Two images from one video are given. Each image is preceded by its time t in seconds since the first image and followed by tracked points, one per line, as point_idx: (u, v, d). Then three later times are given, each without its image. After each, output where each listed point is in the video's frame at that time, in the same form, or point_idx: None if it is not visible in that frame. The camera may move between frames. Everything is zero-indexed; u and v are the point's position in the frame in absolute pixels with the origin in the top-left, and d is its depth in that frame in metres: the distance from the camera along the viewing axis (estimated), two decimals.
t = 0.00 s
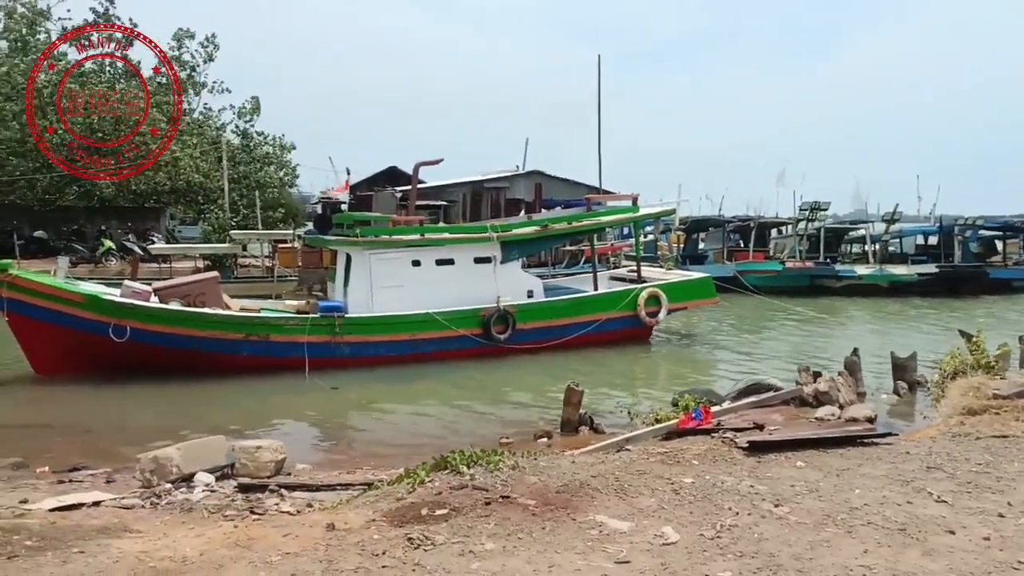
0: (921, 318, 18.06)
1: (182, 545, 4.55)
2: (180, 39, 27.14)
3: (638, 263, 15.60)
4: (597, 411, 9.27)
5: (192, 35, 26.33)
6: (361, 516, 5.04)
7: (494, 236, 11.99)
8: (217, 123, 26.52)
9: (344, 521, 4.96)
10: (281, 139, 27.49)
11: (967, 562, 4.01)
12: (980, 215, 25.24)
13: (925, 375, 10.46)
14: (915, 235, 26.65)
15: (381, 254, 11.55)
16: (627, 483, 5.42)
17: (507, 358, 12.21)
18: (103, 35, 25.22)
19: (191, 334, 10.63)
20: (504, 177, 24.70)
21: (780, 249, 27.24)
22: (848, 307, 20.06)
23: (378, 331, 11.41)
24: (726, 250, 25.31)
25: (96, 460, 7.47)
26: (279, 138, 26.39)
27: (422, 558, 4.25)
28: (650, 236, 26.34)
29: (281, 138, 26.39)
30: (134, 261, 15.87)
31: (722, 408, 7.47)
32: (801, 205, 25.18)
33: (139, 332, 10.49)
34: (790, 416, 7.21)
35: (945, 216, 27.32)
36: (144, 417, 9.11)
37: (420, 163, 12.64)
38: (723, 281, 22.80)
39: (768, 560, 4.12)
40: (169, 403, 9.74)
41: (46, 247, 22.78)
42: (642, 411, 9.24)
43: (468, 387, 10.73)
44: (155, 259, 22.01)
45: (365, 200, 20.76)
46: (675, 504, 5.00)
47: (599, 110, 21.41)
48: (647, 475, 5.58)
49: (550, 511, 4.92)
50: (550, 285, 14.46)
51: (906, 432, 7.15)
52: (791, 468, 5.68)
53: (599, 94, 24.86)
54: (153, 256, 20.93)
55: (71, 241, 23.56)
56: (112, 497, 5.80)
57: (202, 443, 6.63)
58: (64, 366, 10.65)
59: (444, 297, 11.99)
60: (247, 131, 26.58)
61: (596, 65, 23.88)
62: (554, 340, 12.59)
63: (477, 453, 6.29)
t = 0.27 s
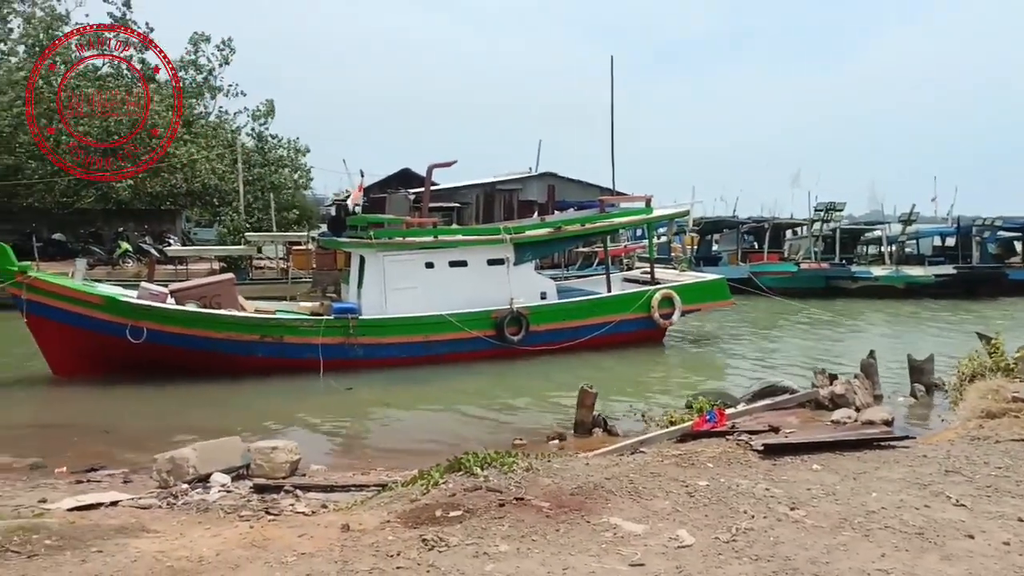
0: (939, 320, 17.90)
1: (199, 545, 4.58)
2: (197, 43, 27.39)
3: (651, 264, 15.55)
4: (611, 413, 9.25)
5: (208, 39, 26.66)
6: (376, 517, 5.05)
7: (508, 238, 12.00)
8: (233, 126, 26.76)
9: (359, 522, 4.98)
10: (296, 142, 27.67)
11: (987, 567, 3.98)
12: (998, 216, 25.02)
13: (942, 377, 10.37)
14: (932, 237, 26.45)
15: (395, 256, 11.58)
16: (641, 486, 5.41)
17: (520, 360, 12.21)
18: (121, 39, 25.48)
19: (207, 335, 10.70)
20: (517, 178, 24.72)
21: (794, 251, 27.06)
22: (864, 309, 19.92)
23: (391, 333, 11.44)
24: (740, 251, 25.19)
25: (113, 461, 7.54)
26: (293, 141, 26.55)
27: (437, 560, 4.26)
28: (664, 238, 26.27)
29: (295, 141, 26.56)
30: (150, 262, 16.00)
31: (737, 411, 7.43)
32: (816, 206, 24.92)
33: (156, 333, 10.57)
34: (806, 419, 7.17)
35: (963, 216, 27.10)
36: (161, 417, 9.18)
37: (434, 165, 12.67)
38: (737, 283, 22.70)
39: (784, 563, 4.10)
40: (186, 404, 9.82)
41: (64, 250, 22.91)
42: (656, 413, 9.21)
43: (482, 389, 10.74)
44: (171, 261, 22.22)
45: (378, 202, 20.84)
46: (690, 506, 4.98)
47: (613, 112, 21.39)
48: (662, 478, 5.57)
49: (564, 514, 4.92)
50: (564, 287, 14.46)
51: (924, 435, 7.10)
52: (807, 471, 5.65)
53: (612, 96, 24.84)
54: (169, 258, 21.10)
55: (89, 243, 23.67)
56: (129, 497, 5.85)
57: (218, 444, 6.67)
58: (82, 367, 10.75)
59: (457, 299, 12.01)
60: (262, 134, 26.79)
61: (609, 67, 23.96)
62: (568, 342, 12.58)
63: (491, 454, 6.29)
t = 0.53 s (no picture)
0: (950, 321, 17.80)
1: (209, 544, 4.60)
2: (209, 44, 27.57)
3: (660, 265, 15.54)
4: (620, 414, 9.24)
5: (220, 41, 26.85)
6: (384, 517, 5.07)
7: (516, 238, 12.00)
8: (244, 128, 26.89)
9: (368, 522, 4.98)
10: (306, 143, 27.76)
11: (999, 570, 3.95)
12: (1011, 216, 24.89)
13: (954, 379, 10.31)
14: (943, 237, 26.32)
15: (404, 256, 11.60)
16: (651, 487, 5.40)
17: (529, 361, 12.21)
18: (133, 41, 25.65)
19: (217, 335, 10.75)
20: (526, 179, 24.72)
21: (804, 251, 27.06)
22: (875, 310, 19.82)
23: (400, 333, 11.47)
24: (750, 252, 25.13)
25: (124, 459, 7.58)
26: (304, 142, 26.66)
27: (446, 560, 4.26)
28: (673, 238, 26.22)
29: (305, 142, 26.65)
30: (161, 263, 16.07)
31: (746, 412, 7.41)
32: (826, 206, 25.09)
33: (167, 333, 10.63)
34: (816, 421, 7.14)
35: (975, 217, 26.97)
36: (171, 416, 9.23)
37: (443, 166, 12.68)
38: (747, 283, 22.63)
39: (794, 565, 4.08)
40: (196, 403, 9.87)
41: (77, 250, 22.95)
42: (665, 414, 9.19)
43: (490, 389, 10.74)
44: (182, 261, 22.34)
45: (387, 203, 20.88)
46: (699, 508, 4.97)
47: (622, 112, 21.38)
48: (671, 479, 5.56)
49: (573, 514, 4.91)
50: (572, 288, 14.45)
51: (936, 437, 7.06)
52: (817, 473, 5.63)
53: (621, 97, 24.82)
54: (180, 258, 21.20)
55: (100, 242, 23.51)
56: (140, 495, 5.88)
57: (228, 443, 6.71)
58: (93, 367, 10.82)
59: (466, 299, 12.02)
60: (273, 136, 26.90)
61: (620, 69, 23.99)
62: (577, 342, 12.58)
63: (500, 455, 6.30)
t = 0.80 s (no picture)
0: (966, 321, 17.65)
1: (223, 541, 4.63)
2: (223, 45, 27.74)
3: (673, 265, 15.49)
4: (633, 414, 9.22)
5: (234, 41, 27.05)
6: (397, 516, 5.08)
7: (529, 238, 11.99)
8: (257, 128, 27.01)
9: (380, 520, 5.00)
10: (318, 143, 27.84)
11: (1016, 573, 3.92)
12: None
13: (969, 380, 10.22)
14: (959, 237, 26.10)
15: (416, 256, 11.62)
16: (663, 487, 5.39)
17: (541, 360, 12.21)
18: (148, 42, 25.85)
19: (231, 334, 10.81)
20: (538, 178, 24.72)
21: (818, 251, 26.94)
22: (890, 310, 19.68)
23: (412, 332, 11.49)
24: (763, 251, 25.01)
25: (139, 457, 7.65)
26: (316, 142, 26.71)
27: (458, 559, 4.27)
28: (685, 237, 26.14)
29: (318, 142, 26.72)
30: (176, 262, 16.21)
31: (759, 413, 7.38)
32: (840, 205, 24.98)
33: (182, 332, 10.70)
34: (830, 421, 7.10)
35: (991, 217, 26.74)
36: (186, 415, 9.29)
37: (455, 166, 12.70)
38: (760, 283, 22.54)
39: (807, 566, 4.07)
40: (210, 402, 9.93)
41: (93, 250, 23.28)
42: (678, 414, 9.16)
43: (502, 389, 10.75)
44: (196, 260, 22.51)
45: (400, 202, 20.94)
46: (713, 508, 4.95)
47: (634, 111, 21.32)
48: (684, 480, 5.54)
49: (585, 514, 4.91)
50: (585, 288, 14.43)
51: (951, 439, 7.00)
52: (831, 474, 5.59)
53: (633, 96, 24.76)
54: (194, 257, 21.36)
55: (116, 242, 24.04)
56: (155, 493, 5.93)
57: (241, 440, 6.75)
58: (109, 365, 10.91)
59: (478, 298, 12.03)
60: (286, 136, 27.01)
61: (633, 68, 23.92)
62: (589, 342, 12.56)
63: (512, 454, 6.30)
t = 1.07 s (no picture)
0: (984, 322, 17.47)
1: (239, 539, 4.66)
2: (237, 46, 27.90)
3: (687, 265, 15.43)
4: (646, 415, 9.19)
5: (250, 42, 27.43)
6: (411, 515, 5.09)
7: (542, 238, 11.98)
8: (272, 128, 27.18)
9: (395, 519, 5.01)
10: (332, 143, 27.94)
11: None
12: None
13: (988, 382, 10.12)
14: (978, 237, 25.84)
15: (429, 255, 11.64)
16: (677, 488, 5.38)
17: (555, 360, 12.21)
18: (165, 44, 26.02)
19: (246, 333, 10.89)
20: (551, 178, 24.69)
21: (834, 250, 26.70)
22: (906, 311, 19.52)
23: (426, 332, 11.52)
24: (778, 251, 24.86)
25: (156, 455, 7.71)
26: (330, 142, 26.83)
27: (472, 558, 4.28)
28: (699, 237, 26.04)
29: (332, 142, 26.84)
30: (192, 262, 16.33)
31: (774, 414, 7.34)
32: (856, 205, 24.60)
33: (197, 331, 10.78)
34: (846, 423, 7.05)
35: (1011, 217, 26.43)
36: (202, 413, 9.36)
37: (468, 166, 12.71)
38: (774, 283, 22.41)
39: (823, 569, 4.05)
40: (226, 401, 10.00)
41: (110, 249, 23.49)
42: (692, 415, 9.13)
43: (515, 389, 10.75)
44: (212, 260, 22.67)
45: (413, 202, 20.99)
46: (727, 510, 4.94)
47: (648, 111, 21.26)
48: (698, 480, 5.52)
49: (599, 515, 4.91)
50: (598, 288, 14.41)
51: (969, 441, 6.94)
52: (847, 476, 5.56)
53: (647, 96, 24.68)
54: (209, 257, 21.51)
55: (133, 241, 24.23)
56: (172, 490, 5.98)
57: (257, 439, 6.79)
58: (126, 364, 11.01)
59: (491, 298, 12.04)
60: (300, 136, 27.14)
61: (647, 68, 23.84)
62: (602, 342, 12.54)
63: (525, 454, 6.30)
